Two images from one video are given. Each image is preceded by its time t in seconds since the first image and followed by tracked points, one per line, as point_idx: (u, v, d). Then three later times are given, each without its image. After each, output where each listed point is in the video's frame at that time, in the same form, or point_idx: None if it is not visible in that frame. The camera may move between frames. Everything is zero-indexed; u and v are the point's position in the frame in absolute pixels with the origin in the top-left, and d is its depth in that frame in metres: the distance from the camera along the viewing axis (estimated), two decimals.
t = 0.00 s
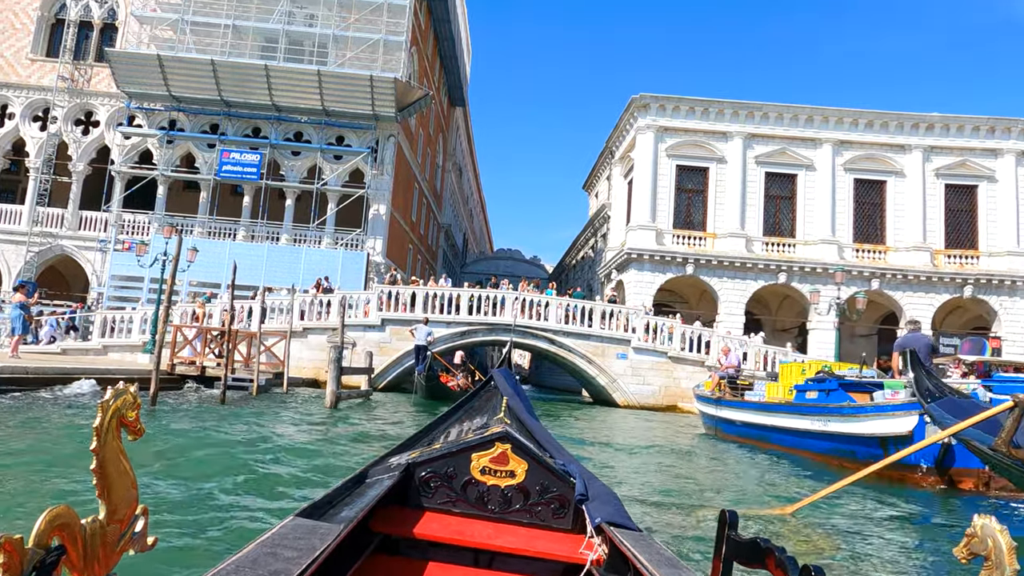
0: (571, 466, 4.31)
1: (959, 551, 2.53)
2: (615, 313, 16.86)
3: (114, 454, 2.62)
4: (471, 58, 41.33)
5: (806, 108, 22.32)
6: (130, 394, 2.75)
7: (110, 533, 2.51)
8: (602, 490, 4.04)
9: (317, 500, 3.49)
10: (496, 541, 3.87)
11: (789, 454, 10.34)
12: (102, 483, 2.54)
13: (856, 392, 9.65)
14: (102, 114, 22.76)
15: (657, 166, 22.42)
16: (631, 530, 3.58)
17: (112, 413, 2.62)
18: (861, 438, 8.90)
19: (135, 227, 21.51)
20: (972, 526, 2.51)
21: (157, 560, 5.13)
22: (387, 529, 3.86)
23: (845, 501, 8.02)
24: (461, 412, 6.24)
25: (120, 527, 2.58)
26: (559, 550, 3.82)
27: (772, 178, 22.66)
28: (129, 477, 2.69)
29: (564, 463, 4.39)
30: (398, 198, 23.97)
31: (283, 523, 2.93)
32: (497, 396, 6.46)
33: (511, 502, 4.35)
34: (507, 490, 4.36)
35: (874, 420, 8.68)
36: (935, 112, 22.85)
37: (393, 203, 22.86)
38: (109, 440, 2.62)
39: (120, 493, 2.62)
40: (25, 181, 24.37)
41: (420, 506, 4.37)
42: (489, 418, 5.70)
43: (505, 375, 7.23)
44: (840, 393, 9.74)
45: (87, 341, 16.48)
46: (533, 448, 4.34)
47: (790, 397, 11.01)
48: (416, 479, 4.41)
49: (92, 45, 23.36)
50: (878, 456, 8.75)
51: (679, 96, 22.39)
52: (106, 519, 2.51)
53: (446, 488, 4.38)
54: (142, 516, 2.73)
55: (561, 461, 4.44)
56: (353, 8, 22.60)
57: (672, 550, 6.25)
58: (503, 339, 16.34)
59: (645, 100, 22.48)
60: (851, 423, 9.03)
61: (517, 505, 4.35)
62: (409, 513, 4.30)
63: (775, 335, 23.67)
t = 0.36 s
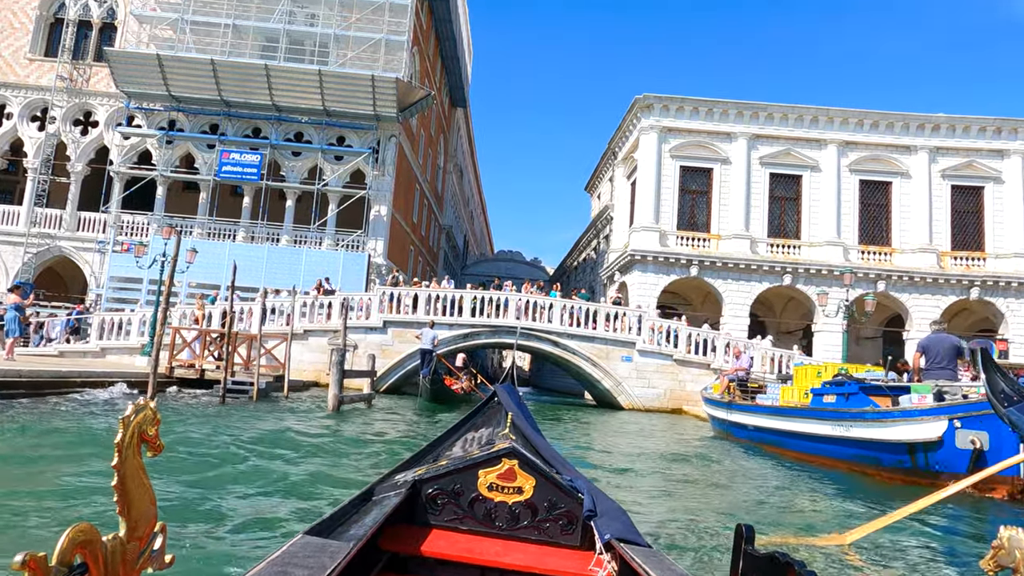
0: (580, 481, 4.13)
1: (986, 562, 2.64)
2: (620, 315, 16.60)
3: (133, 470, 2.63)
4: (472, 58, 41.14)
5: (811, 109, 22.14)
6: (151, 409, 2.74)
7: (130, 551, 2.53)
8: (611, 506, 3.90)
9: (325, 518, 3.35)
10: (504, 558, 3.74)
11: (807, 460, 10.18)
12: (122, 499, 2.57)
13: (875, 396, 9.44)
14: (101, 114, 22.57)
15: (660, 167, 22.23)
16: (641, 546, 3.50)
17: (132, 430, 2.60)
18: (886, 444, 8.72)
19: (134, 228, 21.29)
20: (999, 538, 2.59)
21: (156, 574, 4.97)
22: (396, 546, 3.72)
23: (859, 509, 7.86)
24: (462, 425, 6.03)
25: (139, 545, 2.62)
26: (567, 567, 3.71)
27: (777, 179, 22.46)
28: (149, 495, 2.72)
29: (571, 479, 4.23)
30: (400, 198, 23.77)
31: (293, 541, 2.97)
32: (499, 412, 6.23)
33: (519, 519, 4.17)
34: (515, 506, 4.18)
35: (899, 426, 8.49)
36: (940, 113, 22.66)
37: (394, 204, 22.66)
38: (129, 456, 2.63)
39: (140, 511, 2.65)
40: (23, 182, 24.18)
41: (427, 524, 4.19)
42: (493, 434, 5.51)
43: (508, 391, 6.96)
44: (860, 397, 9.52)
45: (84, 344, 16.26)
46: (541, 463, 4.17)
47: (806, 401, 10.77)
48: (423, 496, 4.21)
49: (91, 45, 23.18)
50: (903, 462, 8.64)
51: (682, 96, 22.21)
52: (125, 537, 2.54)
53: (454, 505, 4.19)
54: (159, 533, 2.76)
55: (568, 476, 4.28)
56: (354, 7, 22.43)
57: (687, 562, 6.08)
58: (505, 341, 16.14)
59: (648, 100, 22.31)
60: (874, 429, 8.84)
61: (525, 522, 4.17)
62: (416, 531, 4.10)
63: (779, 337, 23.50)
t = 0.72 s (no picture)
0: (592, 481, 4.23)
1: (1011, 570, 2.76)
2: (634, 317, 16.31)
3: (163, 470, 2.75)
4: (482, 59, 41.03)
5: (826, 108, 21.77)
6: (179, 410, 2.87)
7: (159, 548, 2.65)
8: (624, 507, 3.95)
9: (343, 515, 3.53)
10: (517, 557, 3.85)
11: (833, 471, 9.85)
12: (152, 498, 2.68)
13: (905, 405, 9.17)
14: (111, 116, 22.55)
15: (673, 167, 21.94)
16: (655, 547, 3.54)
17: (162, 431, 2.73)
18: (921, 459, 8.34)
19: (143, 230, 21.22)
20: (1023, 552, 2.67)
21: None
22: (410, 544, 3.87)
23: (879, 519, 7.69)
24: (475, 423, 5.95)
25: (168, 542, 2.72)
26: (580, 566, 3.80)
27: (792, 179, 22.13)
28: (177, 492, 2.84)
29: (584, 479, 4.34)
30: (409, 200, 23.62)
31: (311, 539, 3.07)
32: (510, 409, 6.15)
33: (532, 518, 4.30)
34: (528, 505, 4.32)
35: (936, 441, 8.11)
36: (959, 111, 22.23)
37: (404, 205, 22.50)
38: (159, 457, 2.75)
39: (169, 508, 2.78)
40: (34, 184, 24.19)
41: (441, 521, 4.36)
42: (505, 432, 5.41)
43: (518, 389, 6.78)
44: (890, 408, 9.17)
45: (93, 346, 16.17)
46: (555, 462, 4.28)
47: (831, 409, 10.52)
48: (437, 494, 4.38)
49: (101, 47, 23.17)
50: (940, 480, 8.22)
51: (696, 96, 21.92)
52: (155, 534, 2.66)
53: (467, 503, 4.35)
54: (185, 531, 2.87)
55: (581, 476, 4.38)
56: (364, 8, 22.33)
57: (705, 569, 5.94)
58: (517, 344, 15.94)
59: (660, 100, 22.05)
60: (908, 443, 8.46)
61: (538, 521, 4.30)
62: (431, 528, 4.27)
63: (793, 339, 23.15)
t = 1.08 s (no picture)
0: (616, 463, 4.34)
1: None
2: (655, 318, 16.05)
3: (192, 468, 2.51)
4: (498, 59, 40.83)
5: (850, 104, 21.27)
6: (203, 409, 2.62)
7: (191, 546, 2.42)
8: (648, 487, 4.15)
9: (368, 508, 3.39)
10: (546, 541, 3.91)
11: (870, 482, 9.41)
12: (181, 496, 2.44)
13: (950, 415, 8.64)
14: (130, 119, 22.66)
15: (693, 166, 21.59)
16: (681, 527, 3.73)
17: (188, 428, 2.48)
18: (967, 477, 7.81)
19: (162, 233, 21.25)
20: None
21: None
22: (438, 532, 3.86)
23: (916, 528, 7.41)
24: (495, 416, 5.71)
25: (200, 539, 2.48)
26: (609, 548, 3.88)
27: (815, 177, 21.69)
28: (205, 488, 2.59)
29: (608, 461, 4.43)
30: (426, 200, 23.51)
31: (339, 529, 2.94)
32: (532, 397, 5.95)
33: (558, 502, 4.39)
34: (553, 489, 4.39)
35: (985, 458, 7.59)
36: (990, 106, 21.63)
37: (421, 206, 22.39)
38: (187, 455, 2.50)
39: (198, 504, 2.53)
40: (55, 188, 24.40)
41: (466, 509, 4.39)
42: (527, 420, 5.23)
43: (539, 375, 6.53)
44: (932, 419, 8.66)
45: (112, 348, 16.17)
46: (578, 447, 4.35)
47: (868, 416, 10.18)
48: (462, 482, 4.41)
49: (120, 50, 23.31)
50: (992, 499, 7.71)
51: (716, 93, 21.55)
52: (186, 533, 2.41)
53: (493, 490, 4.39)
54: (218, 528, 2.62)
55: (604, 459, 4.47)
56: (381, 8, 22.24)
57: None
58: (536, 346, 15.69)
59: (680, 98, 21.71)
60: (954, 460, 7.94)
61: (564, 505, 4.39)
62: (456, 516, 4.30)
63: (817, 340, 22.68)
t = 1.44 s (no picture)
0: (643, 454, 4.54)
1: None
2: (676, 318, 15.76)
3: (229, 474, 2.42)
4: (515, 60, 40.66)
5: (876, 100, 20.78)
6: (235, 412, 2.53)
7: (232, 547, 2.36)
8: (677, 475, 4.30)
9: (401, 507, 3.54)
10: (577, 533, 4.08)
11: (910, 489, 9.05)
12: (220, 500, 2.36)
13: (998, 421, 8.14)
14: (149, 122, 22.78)
15: (713, 164, 21.25)
16: (710, 511, 3.88)
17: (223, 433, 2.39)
18: (1020, 489, 7.40)
19: (181, 235, 21.29)
20: None
21: None
22: (470, 529, 4.04)
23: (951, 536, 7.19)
24: (519, 412, 5.53)
25: (241, 541, 2.41)
26: (640, 537, 4.06)
27: (840, 175, 21.23)
28: (241, 492, 2.47)
29: (635, 451, 4.62)
30: (444, 201, 23.41)
31: (374, 530, 3.01)
32: (558, 392, 5.74)
33: (587, 494, 4.58)
34: (582, 482, 4.60)
35: None
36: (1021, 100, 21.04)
37: (438, 207, 22.27)
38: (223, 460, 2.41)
39: (236, 507, 2.42)
40: (76, 191, 24.62)
41: (497, 505, 4.58)
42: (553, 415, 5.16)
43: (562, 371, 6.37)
44: (980, 425, 8.18)
45: (131, 349, 16.20)
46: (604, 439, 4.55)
47: (907, 420, 9.70)
48: (492, 479, 4.60)
49: (140, 54, 23.47)
50: None
51: (737, 90, 21.20)
52: (228, 534, 2.35)
53: (522, 485, 4.59)
54: (257, 527, 2.56)
55: (632, 449, 4.67)
56: (397, 8, 22.16)
57: None
58: (555, 346, 15.48)
59: (700, 95, 21.37)
60: (1007, 469, 7.52)
61: (593, 497, 4.58)
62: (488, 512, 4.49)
63: (842, 341, 22.22)
